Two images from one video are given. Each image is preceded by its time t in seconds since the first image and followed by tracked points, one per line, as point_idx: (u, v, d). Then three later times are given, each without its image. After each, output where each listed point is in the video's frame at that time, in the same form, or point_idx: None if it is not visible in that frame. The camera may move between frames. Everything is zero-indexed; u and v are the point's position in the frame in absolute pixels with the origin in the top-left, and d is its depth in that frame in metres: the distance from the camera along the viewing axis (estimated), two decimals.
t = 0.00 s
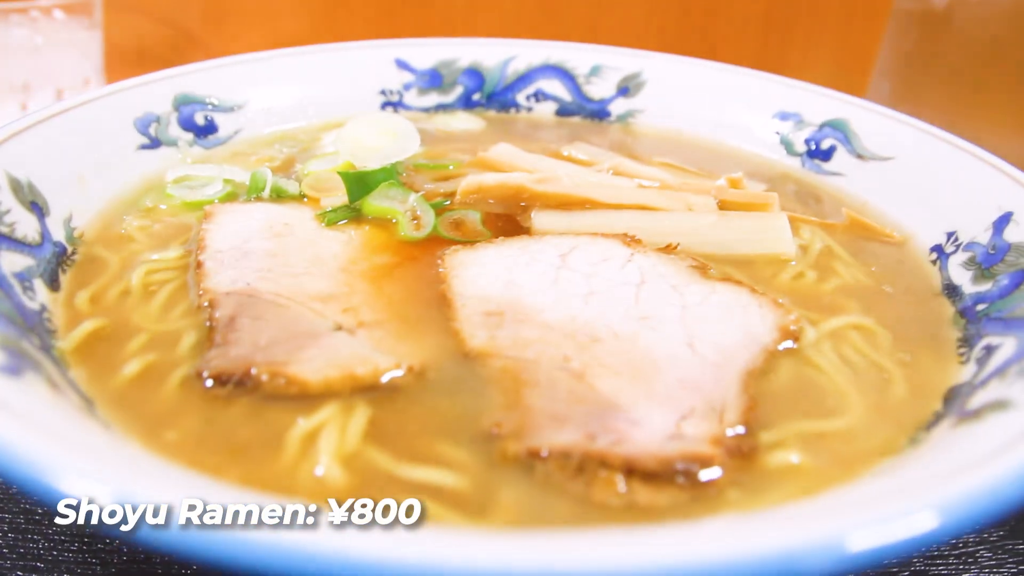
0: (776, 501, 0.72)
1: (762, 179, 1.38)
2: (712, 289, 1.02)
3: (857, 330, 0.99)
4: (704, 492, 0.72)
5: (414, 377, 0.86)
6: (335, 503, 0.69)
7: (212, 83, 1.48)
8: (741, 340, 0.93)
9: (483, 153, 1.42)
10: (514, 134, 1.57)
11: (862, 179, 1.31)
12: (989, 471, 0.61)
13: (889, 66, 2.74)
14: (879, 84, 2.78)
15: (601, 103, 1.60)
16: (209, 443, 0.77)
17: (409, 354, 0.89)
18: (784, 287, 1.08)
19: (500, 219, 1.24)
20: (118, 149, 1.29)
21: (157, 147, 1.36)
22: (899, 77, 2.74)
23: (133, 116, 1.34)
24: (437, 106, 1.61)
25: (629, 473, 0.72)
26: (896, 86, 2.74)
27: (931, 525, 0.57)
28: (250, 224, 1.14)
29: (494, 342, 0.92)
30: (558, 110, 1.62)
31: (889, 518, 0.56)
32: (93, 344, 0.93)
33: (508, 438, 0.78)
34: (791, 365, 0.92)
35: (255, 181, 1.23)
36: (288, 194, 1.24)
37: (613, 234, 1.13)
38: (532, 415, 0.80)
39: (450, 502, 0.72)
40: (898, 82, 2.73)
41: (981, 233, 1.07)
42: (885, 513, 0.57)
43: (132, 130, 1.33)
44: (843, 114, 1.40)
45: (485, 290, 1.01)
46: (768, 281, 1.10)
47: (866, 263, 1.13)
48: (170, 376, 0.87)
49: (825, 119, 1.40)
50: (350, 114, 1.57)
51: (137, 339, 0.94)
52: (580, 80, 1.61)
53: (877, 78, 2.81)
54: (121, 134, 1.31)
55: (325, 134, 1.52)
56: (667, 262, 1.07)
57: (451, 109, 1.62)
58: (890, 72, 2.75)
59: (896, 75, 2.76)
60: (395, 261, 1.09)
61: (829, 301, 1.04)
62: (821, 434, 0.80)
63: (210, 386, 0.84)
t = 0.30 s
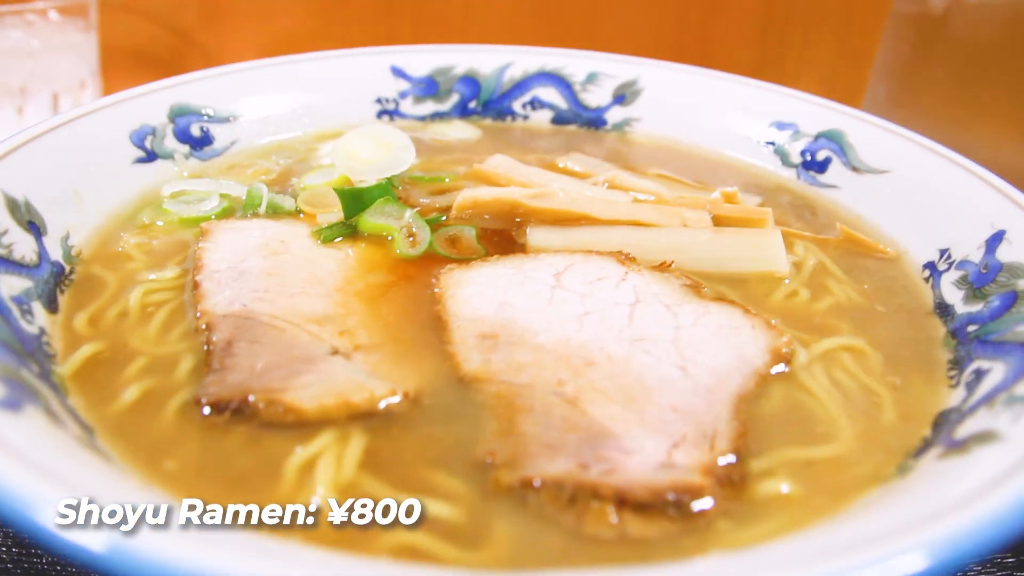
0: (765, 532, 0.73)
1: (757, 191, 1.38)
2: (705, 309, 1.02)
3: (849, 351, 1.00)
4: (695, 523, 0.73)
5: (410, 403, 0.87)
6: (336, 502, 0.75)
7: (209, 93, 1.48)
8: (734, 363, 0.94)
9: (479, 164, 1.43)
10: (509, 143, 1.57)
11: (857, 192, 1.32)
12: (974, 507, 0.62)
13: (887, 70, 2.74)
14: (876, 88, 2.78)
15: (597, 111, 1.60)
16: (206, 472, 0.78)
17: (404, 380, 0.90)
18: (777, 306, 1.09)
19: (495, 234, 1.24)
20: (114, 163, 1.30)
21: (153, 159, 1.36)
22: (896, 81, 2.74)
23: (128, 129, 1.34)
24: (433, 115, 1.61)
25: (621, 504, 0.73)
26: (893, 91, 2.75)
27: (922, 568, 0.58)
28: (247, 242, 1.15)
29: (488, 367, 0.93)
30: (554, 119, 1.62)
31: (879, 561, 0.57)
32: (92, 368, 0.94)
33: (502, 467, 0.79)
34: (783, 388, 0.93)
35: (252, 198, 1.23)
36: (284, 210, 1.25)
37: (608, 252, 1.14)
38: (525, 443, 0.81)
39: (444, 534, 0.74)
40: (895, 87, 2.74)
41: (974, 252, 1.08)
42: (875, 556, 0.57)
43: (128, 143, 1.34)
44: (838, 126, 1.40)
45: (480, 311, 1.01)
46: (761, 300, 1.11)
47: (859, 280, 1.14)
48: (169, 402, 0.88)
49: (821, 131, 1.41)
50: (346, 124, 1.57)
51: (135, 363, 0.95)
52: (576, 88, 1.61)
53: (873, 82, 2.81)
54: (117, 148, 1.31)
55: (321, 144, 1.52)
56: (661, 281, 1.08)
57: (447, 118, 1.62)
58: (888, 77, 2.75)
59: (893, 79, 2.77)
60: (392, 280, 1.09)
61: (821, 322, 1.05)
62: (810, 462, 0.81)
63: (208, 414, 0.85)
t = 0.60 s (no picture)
0: (752, 561, 0.74)
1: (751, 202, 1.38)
2: (697, 329, 1.03)
3: (839, 371, 1.01)
4: (683, 552, 0.74)
5: (404, 429, 0.88)
6: (337, 502, 0.81)
7: (204, 103, 1.48)
8: (725, 386, 0.95)
9: (475, 175, 1.43)
10: (505, 151, 1.57)
11: (850, 204, 1.32)
12: (959, 542, 0.63)
13: (883, 71, 2.74)
14: (872, 89, 2.78)
15: (593, 118, 1.60)
16: (202, 502, 0.79)
17: (399, 405, 0.91)
18: (769, 324, 1.10)
19: (490, 249, 1.25)
20: (109, 177, 1.30)
21: (148, 172, 1.36)
22: (892, 82, 2.74)
23: (124, 142, 1.34)
24: (428, 122, 1.61)
25: (612, 535, 0.74)
26: (889, 92, 2.75)
27: None
28: (243, 261, 1.16)
29: (483, 391, 0.93)
30: (549, 125, 1.62)
31: None
32: (89, 392, 0.94)
33: (495, 495, 0.80)
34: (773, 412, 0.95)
35: (248, 215, 1.24)
36: (280, 226, 1.26)
37: (602, 269, 1.15)
38: (518, 471, 0.82)
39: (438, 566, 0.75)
40: (890, 89, 2.74)
41: (965, 269, 1.09)
42: None
43: (122, 156, 1.34)
44: (832, 136, 1.41)
45: (473, 332, 1.02)
46: (753, 318, 1.12)
47: (851, 297, 1.15)
48: (166, 428, 0.89)
49: (815, 141, 1.41)
50: (341, 133, 1.57)
51: (133, 387, 0.96)
52: (571, 95, 1.61)
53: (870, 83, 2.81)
54: (112, 161, 1.32)
55: (316, 154, 1.52)
56: (653, 299, 1.09)
57: (442, 124, 1.62)
58: (884, 78, 2.75)
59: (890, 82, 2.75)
60: (386, 300, 1.10)
61: (812, 342, 1.06)
62: (799, 489, 0.83)
63: (204, 441, 0.86)
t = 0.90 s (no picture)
0: None
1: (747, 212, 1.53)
2: (690, 347, 1.16)
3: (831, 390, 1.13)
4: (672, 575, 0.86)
5: (402, 453, 1.01)
6: (337, 502, 0.98)
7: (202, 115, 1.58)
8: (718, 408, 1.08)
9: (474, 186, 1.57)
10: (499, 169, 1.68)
11: (844, 214, 1.46)
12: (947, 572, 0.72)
13: (876, 73, 2.70)
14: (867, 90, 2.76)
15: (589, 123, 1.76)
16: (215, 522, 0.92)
17: (395, 429, 1.04)
18: (761, 340, 1.25)
19: (484, 261, 1.39)
20: (105, 188, 1.36)
21: (143, 185, 1.44)
22: (887, 84, 2.70)
23: (119, 151, 1.41)
24: (424, 127, 1.75)
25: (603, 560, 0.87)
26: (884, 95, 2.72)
27: None
28: (239, 277, 1.28)
29: (475, 412, 1.06)
30: (543, 129, 1.75)
31: None
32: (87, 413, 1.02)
33: (488, 522, 0.93)
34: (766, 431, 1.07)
35: (243, 230, 1.37)
36: (275, 239, 1.39)
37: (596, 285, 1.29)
38: (509, 494, 0.95)
39: None
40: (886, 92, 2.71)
41: (958, 286, 1.20)
42: None
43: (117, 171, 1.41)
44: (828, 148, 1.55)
45: (468, 352, 1.16)
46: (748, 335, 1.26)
47: (844, 313, 1.28)
48: (162, 453, 1.00)
49: (810, 150, 1.56)
50: (339, 140, 1.68)
51: (131, 410, 1.05)
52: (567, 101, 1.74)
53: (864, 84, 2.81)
54: (107, 175, 1.38)
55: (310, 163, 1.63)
56: (646, 317, 1.23)
57: (438, 128, 1.76)
58: (878, 79, 2.71)
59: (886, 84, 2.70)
60: (382, 318, 1.23)
61: (806, 359, 1.19)
62: (788, 511, 0.94)
63: (202, 467, 0.98)
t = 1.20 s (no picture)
0: None
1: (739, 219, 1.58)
2: (684, 363, 1.19)
3: (822, 407, 1.17)
4: None
5: (397, 475, 1.03)
6: (337, 502, 1.01)
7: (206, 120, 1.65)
8: (710, 427, 1.11)
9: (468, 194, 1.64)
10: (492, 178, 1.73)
11: (837, 222, 1.49)
12: None
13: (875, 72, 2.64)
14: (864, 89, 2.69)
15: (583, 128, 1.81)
16: (211, 545, 0.94)
17: (389, 449, 1.07)
18: (753, 354, 1.28)
19: (479, 272, 1.44)
20: (101, 201, 1.41)
21: (137, 195, 1.48)
22: (884, 83, 2.63)
23: (115, 162, 1.45)
24: (418, 132, 1.81)
25: None
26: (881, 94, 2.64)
27: None
28: (233, 293, 1.32)
29: (469, 432, 1.08)
30: (539, 134, 1.82)
31: None
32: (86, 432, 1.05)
33: (481, 546, 0.95)
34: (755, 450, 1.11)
35: (237, 243, 1.43)
36: (269, 252, 1.44)
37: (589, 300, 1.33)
38: (504, 517, 0.97)
39: None
40: (881, 91, 2.64)
41: (947, 301, 1.21)
42: None
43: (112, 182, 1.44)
44: (822, 155, 1.57)
45: (463, 369, 1.18)
46: (739, 350, 1.29)
47: (837, 326, 1.31)
48: (162, 474, 1.03)
49: (807, 157, 1.58)
50: (334, 146, 1.74)
51: (128, 431, 1.08)
52: (562, 106, 1.79)
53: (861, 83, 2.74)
54: (102, 185, 1.42)
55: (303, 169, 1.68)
56: (639, 332, 1.26)
57: (432, 133, 1.81)
58: (876, 78, 2.65)
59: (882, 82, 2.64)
60: (375, 334, 1.27)
61: (797, 374, 1.22)
62: (776, 533, 0.97)
63: (198, 488, 1.00)
